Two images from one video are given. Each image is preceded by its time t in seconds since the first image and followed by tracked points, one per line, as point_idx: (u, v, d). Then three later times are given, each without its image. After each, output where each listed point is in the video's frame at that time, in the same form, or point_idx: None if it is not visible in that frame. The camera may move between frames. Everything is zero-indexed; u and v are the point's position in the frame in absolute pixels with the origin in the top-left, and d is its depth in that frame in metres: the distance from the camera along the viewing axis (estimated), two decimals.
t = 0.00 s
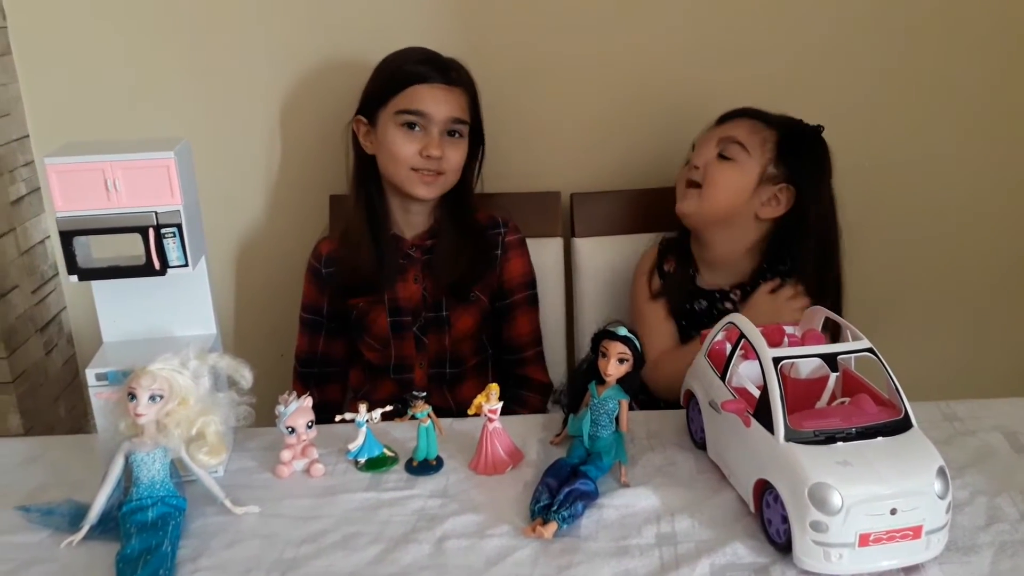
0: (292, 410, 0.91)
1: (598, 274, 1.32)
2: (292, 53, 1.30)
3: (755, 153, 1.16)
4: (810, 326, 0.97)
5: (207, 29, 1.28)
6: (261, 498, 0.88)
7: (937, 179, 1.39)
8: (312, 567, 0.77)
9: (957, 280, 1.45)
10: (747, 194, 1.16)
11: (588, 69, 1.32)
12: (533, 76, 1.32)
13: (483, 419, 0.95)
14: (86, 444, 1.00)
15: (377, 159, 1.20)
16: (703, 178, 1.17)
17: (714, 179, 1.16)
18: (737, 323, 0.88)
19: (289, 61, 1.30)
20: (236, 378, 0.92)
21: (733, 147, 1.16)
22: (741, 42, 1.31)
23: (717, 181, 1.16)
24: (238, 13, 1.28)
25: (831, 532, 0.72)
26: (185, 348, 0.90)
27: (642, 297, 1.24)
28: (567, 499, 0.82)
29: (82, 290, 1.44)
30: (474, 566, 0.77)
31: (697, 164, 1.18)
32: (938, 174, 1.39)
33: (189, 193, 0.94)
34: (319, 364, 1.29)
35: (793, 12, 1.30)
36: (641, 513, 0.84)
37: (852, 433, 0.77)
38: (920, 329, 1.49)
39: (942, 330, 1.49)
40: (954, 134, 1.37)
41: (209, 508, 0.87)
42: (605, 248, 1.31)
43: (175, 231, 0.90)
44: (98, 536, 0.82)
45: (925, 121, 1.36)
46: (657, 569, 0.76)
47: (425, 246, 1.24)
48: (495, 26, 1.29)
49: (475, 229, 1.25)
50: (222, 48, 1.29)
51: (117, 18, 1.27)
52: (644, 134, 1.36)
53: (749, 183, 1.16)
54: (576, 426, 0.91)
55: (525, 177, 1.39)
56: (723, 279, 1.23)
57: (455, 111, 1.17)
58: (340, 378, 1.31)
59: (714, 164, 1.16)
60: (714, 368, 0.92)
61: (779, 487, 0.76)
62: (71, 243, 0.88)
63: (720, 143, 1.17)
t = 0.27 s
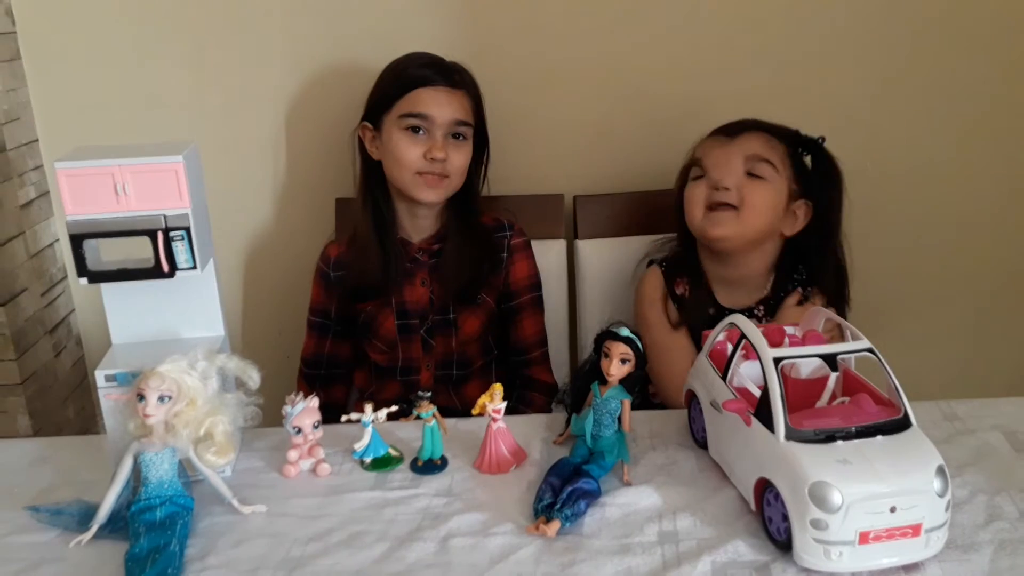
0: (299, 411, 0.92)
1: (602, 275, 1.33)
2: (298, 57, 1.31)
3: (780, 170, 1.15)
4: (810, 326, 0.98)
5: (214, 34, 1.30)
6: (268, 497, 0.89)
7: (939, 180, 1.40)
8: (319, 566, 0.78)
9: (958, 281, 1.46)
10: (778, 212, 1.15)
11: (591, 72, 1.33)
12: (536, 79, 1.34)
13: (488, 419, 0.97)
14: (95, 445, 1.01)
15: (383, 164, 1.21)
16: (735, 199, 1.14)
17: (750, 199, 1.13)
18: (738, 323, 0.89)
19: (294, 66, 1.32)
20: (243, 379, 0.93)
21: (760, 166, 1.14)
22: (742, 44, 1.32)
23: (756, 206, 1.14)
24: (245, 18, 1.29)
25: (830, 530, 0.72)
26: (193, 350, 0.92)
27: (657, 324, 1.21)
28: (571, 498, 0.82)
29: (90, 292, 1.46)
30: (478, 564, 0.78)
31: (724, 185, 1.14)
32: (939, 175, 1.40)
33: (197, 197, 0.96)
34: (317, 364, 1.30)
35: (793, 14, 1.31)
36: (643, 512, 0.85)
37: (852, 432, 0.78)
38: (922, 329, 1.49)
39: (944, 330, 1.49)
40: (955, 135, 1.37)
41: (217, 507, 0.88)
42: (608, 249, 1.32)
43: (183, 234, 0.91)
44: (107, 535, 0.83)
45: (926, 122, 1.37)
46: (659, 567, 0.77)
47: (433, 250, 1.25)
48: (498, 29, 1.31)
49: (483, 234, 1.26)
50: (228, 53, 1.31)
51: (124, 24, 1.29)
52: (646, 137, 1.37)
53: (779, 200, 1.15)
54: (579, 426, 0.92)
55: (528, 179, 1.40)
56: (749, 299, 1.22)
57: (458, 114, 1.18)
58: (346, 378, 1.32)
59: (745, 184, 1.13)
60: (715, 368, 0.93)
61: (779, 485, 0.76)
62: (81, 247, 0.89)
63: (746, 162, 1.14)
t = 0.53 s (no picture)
0: (291, 411, 0.92)
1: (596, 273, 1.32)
2: (291, 57, 1.31)
3: (817, 200, 1.17)
4: (804, 326, 0.98)
5: (207, 33, 1.30)
6: (259, 498, 0.89)
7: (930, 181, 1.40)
8: (311, 566, 0.78)
9: (950, 280, 1.46)
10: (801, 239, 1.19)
11: (584, 72, 1.33)
12: (530, 79, 1.34)
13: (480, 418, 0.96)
14: (85, 445, 1.01)
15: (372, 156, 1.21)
16: (772, 219, 1.15)
17: (787, 224, 1.15)
18: (731, 322, 0.89)
19: (288, 65, 1.32)
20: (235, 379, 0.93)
21: (804, 193, 1.15)
22: (734, 45, 1.33)
23: (790, 228, 1.15)
24: (237, 17, 1.29)
25: (823, 529, 0.72)
26: (185, 349, 0.91)
27: (658, 329, 1.21)
28: (563, 497, 0.82)
29: (81, 293, 1.45)
30: (471, 564, 0.77)
31: (768, 203, 1.14)
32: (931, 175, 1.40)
33: (189, 197, 0.95)
34: (275, 347, 1.28)
35: (786, 15, 1.31)
36: (636, 511, 0.85)
37: (845, 431, 0.78)
38: (914, 329, 1.50)
39: (936, 329, 1.50)
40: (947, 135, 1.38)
41: (209, 508, 0.88)
42: (602, 249, 1.32)
43: (175, 234, 0.91)
44: (98, 536, 0.83)
45: (918, 122, 1.37)
46: (652, 566, 0.77)
47: (422, 247, 1.25)
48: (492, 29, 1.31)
49: (473, 233, 1.26)
50: (221, 52, 1.30)
51: (116, 23, 1.28)
52: (640, 137, 1.38)
53: (806, 229, 1.18)
54: (572, 426, 0.92)
55: (522, 179, 1.40)
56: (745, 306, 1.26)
57: (454, 114, 1.18)
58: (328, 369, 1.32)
59: (788, 208, 1.15)
60: (708, 367, 0.93)
61: (772, 484, 0.76)
62: (73, 247, 0.89)
63: (794, 187, 1.14)
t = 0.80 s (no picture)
0: (284, 411, 0.92)
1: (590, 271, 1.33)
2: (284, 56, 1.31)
3: (830, 220, 1.17)
4: (797, 323, 0.98)
5: (199, 33, 1.29)
6: (254, 498, 0.89)
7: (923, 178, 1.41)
8: (306, 566, 0.78)
9: (944, 277, 1.47)
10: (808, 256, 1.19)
11: (578, 71, 1.33)
12: (524, 77, 1.33)
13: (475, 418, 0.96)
14: (79, 446, 1.01)
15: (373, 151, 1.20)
16: (784, 233, 1.15)
17: (797, 239, 1.16)
18: (725, 320, 0.89)
19: (281, 65, 1.31)
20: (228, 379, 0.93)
21: (819, 212, 1.16)
22: (728, 43, 1.33)
23: (799, 242, 1.16)
24: (230, 17, 1.28)
25: (817, 527, 0.72)
26: (178, 350, 0.91)
27: (656, 318, 1.22)
28: (558, 496, 0.82)
29: (75, 293, 1.44)
30: (466, 563, 0.77)
31: (783, 216, 1.15)
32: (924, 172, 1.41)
33: (182, 196, 0.95)
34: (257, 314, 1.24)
35: (778, 14, 1.31)
36: (630, 509, 0.85)
37: (839, 428, 0.78)
38: (908, 326, 1.50)
39: (930, 327, 1.50)
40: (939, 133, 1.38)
41: (203, 508, 0.87)
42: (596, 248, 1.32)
43: (168, 234, 0.90)
44: (91, 537, 0.83)
45: (910, 120, 1.38)
46: (647, 565, 0.77)
47: (422, 236, 1.25)
48: (485, 27, 1.30)
49: (473, 221, 1.26)
50: (213, 51, 1.30)
51: (108, 22, 1.28)
52: (634, 136, 1.38)
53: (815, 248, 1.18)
54: (568, 425, 0.92)
55: (516, 178, 1.40)
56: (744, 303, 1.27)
57: (454, 103, 1.18)
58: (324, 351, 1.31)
59: (801, 224, 1.15)
60: (702, 365, 0.94)
61: (766, 482, 0.77)
62: (65, 247, 0.89)
63: (812, 205, 1.15)
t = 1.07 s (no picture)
0: (287, 410, 0.92)
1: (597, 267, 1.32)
2: (286, 55, 1.31)
3: (846, 229, 1.17)
4: (801, 322, 0.98)
5: (201, 31, 1.29)
6: (257, 498, 0.89)
7: (927, 176, 1.40)
8: (310, 565, 0.78)
9: (948, 275, 1.46)
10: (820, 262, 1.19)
11: (580, 70, 1.33)
12: (526, 76, 1.33)
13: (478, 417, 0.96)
14: (82, 446, 1.00)
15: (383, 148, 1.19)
16: (797, 238, 1.15)
17: (809, 246, 1.16)
18: (729, 319, 0.88)
19: (282, 64, 1.31)
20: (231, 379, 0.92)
21: (835, 221, 1.15)
22: (730, 41, 1.32)
23: (811, 248, 1.16)
24: (231, 16, 1.28)
25: (823, 527, 0.72)
26: (180, 349, 0.91)
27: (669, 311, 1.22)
28: (562, 495, 0.82)
29: (77, 293, 1.44)
30: (470, 563, 0.77)
31: (799, 222, 1.14)
32: (927, 170, 1.40)
33: (184, 196, 0.95)
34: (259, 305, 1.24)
35: (781, 11, 1.31)
36: (634, 509, 0.84)
37: (844, 428, 0.78)
38: (912, 324, 1.50)
39: (935, 325, 1.50)
40: (943, 130, 1.38)
41: (206, 508, 0.87)
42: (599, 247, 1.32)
43: (170, 233, 0.90)
44: (95, 537, 0.82)
45: (914, 118, 1.37)
46: (651, 564, 0.76)
47: (429, 232, 1.25)
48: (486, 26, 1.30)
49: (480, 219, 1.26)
50: (215, 50, 1.30)
51: (110, 22, 1.28)
52: (636, 135, 1.37)
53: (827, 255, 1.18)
54: (571, 424, 0.91)
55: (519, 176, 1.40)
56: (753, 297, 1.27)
57: (466, 105, 1.18)
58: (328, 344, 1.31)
59: (816, 232, 1.15)
60: (706, 364, 0.93)
61: (771, 482, 0.76)
62: (66, 246, 0.88)
63: (829, 213, 1.14)
